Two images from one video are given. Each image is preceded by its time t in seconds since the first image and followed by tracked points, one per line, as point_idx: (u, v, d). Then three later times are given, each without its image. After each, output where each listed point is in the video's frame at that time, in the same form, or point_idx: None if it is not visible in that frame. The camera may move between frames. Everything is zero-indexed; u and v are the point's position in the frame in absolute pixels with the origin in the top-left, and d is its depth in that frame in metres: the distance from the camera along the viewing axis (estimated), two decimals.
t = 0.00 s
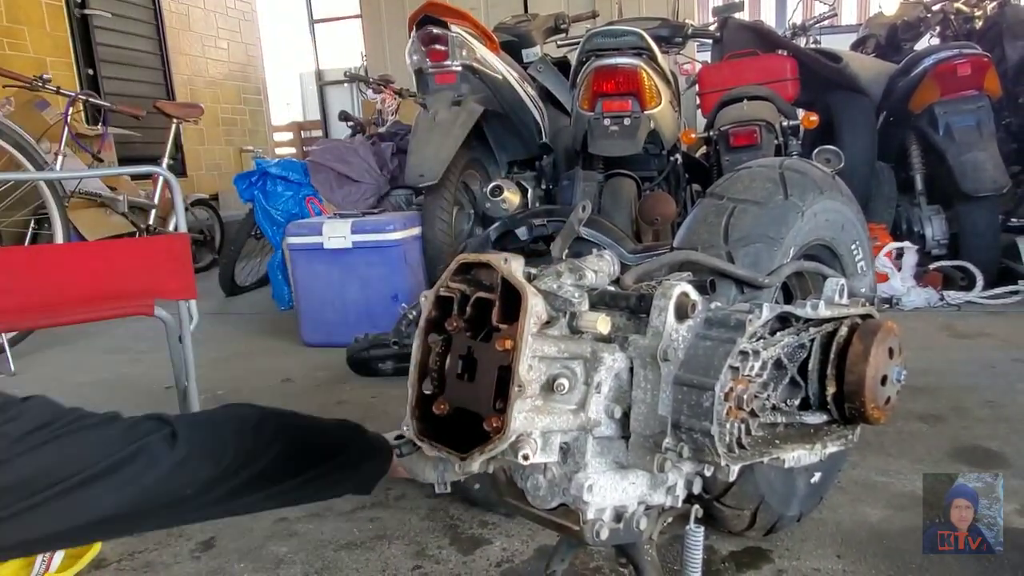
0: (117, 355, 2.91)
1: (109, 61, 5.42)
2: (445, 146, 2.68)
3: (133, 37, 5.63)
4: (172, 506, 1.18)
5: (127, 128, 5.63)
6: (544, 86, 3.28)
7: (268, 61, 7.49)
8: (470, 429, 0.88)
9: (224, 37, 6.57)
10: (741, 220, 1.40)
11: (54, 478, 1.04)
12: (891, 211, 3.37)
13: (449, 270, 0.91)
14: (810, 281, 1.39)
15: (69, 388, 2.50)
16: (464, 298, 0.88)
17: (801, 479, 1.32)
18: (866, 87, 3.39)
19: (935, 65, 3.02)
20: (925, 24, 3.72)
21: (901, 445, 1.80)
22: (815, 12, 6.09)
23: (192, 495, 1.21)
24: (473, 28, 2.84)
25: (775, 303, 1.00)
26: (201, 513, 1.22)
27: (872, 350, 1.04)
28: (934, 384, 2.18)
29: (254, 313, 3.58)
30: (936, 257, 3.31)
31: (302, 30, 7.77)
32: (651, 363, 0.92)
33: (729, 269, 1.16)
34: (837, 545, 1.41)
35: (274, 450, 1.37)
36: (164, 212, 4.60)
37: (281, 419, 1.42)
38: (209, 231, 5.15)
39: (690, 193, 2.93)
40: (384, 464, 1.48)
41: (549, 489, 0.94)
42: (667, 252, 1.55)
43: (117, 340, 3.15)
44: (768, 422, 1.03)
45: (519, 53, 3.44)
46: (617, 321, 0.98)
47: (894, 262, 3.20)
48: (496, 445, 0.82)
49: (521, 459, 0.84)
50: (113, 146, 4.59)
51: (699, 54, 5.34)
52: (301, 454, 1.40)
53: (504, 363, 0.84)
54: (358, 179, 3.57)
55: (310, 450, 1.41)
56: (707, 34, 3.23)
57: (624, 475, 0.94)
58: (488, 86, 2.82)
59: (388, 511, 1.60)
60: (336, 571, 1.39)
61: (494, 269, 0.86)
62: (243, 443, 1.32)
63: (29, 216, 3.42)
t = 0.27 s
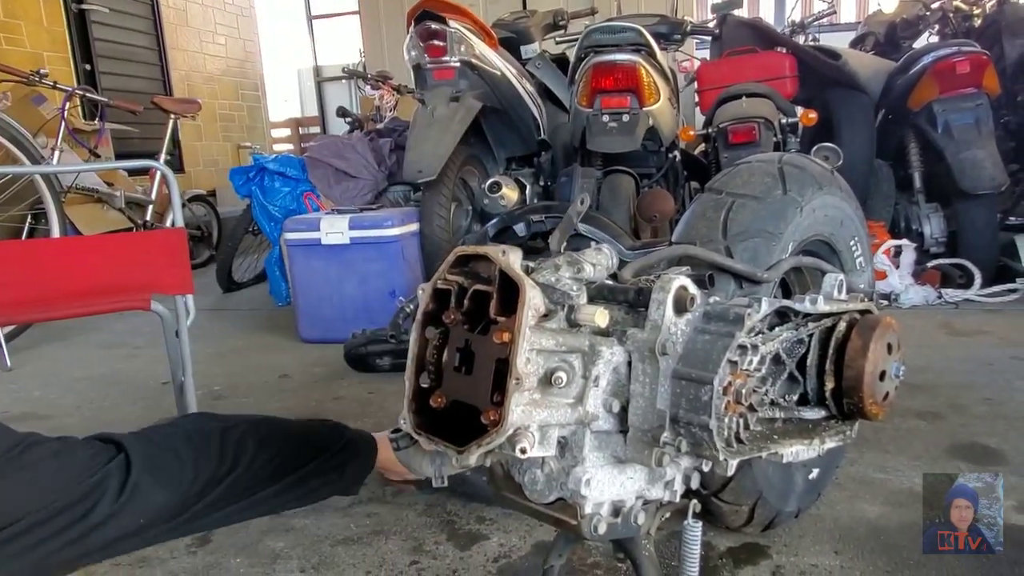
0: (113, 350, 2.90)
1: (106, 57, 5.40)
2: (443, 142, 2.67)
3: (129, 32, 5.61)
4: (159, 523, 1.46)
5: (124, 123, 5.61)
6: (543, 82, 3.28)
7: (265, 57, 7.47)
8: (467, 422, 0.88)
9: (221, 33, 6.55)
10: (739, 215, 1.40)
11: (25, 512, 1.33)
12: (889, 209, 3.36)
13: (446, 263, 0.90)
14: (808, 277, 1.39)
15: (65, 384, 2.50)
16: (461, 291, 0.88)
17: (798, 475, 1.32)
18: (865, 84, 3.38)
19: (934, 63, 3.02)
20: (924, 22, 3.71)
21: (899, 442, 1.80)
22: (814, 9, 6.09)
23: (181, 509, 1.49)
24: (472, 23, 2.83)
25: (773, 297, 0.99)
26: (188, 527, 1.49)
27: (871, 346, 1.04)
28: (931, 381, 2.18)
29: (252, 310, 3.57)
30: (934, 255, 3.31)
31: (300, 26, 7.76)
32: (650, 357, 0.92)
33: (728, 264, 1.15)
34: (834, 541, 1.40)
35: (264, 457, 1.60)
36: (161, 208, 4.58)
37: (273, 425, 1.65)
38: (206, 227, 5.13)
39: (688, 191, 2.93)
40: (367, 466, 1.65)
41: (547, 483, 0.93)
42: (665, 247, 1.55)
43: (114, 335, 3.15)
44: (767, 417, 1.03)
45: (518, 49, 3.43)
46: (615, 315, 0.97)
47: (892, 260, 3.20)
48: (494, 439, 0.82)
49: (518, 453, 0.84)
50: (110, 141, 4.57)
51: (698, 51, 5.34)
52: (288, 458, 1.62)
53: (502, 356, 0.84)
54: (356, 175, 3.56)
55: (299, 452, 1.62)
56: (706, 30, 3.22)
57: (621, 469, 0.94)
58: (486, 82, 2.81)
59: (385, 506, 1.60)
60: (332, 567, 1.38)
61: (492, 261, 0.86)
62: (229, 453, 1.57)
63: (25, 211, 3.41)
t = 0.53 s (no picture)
0: (110, 346, 2.90)
1: (103, 51, 5.39)
2: (441, 139, 2.68)
3: (127, 27, 5.60)
4: (142, 514, 1.33)
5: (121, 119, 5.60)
6: (542, 79, 3.27)
7: (264, 53, 7.45)
8: (464, 418, 0.88)
9: (220, 28, 6.54)
10: (737, 212, 1.40)
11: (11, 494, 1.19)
12: (887, 207, 3.37)
13: (444, 259, 0.90)
14: (806, 274, 1.39)
15: (63, 379, 2.50)
16: (458, 287, 0.88)
17: (795, 472, 1.32)
18: (863, 82, 3.38)
19: (933, 60, 3.02)
20: (923, 19, 3.71)
21: (896, 439, 1.81)
22: (813, 7, 6.09)
23: (162, 504, 1.35)
24: (470, 20, 2.81)
25: (771, 295, 0.99)
26: (167, 529, 1.36)
27: (868, 343, 1.04)
28: (928, 378, 2.18)
29: (250, 306, 3.56)
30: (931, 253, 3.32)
31: (299, 22, 7.75)
32: (647, 353, 0.92)
33: (724, 261, 1.16)
34: (830, 537, 1.41)
35: (253, 453, 1.46)
36: (159, 203, 4.58)
37: (263, 422, 1.52)
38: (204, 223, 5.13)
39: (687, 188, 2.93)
40: (359, 469, 1.52)
41: (544, 480, 0.93)
42: (663, 244, 1.56)
43: (112, 331, 3.15)
44: (763, 414, 1.03)
45: (516, 45, 3.43)
46: (612, 311, 0.97)
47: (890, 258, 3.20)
48: (491, 435, 0.82)
49: (515, 449, 0.84)
50: (108, 136, 4.57)
51: (697, 48, 5.35)
52: (278, 458, 1.48)
53: (498, 352, 0.84)
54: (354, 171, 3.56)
55: (288, 450, 1.49)
56: (705, 28, 3.22)
57: (618, 466, 0.94)
58: (485, 78, 2.79)
59: (383, 503, 1.60)
60: (329, 563, 1.38)
61: (489, 257, 0.86)
62: (215, 449, 1.42)
63: (23, 206, 3.41)
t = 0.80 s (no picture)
0: (108, 341, 2.90)
1: (100, 46, 5.37)
2: (440, 135, 2.67)
3: (125, 22, 5.58)
4: (133, 545, 1.14)
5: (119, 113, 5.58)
6: (541, 75, 3.27)
7: (262, 48, 7.44)
8: (462, 414, 0.88)
9: (218, 24, 6.52)
10: (735, 209, 1.40)
11: None
12: (886, 204, 3.37)
13: (441, 255, 0.90)
14: (804, 271, 1.39)
15: (60, 374, 2.49)
16: (456, 283, 0.88)
17: (792, 469, 1.32)
18: (862, 79, 3.38)
19: (931, 58, 3.03)
20: (922, 17, 3.71)
21: (893, 436, 1.81)
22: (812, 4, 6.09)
23: (157, 531, 1.18)
24: (469, 16, 2.81)
25: (769, 291, 0.99)
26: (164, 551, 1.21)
27: (866, 340, 1.04)
28: (926, 375, 2.18)
29: (248, 301, 3.56)
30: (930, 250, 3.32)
31: (297, 17, 7.74)
32: (644, 350, 0.92)
33: (722, 257, 1.15)
34: (828, 534, 1.41)
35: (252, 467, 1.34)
36: (156, 198, 4.56)
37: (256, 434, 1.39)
38: (202, 218, 5.12)
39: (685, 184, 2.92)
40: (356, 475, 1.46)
41: (541, 476, 0.93)
42: (661, 240, 1.56)
43: (109, 326, 3.14)
44: (760, 411, 1.03)
45: (515, 42, 3.43)
46: (610, 308, 0.97)
47: (888, 256, 3.20)
48: (488, 431, 0.82)
49: (513, 445, 0.84)
50: (105, 132, 4.56)
51: (695, 45, 5.35)
52: (277, 472, 1.37)
53: (496, 348, 0.83)
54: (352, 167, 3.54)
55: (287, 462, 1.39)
56: (704, 24, 3.22)
57: (616, 462, 0.94)
58: (483, 74, 2.79)
59: (380, 498, 1.60)
60: (327, 559, 1.38)
61: (488, 253, 0.85)
62: (211, 469, 1.28)
63: (20, 201, 3.40)
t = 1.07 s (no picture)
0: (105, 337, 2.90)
1: (98, 41, 5.36)
2: (438, 132, 2.67)
3: (123, 17, 5.57)
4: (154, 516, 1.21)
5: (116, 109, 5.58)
6: (540, 71, 3.27)
7: (261, 43, 7.42)
8: (459, 410, 0.88)
9: (216, 19, 6.50)
10: (734, 205, 1.40)
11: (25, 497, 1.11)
12: (884, 202, 3.37)
13: (440, 250, 0.90)
14: (802, 268, 1.39)
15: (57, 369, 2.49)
16: (455, 278, 0.88)
17: (790, 465, 1.33)
18: (861, 76, 3.38)
19: (931, 55, 3.03)
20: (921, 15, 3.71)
21: (891, 433, 1.81)
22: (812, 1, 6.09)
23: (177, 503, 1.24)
24: (468, 11, 2.80)
25: (767, 288, 0.99)
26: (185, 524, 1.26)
27: (864, 337, 1.04)
28: (923, 373, 2.19)
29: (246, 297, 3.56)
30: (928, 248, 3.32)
31: (296, 13, 7.73)
32: (642, 346, 0.92)
33: (721, 254, 1.15)
34: (824, 530, 1.41)
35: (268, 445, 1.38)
36: (154, 193, 4.56)
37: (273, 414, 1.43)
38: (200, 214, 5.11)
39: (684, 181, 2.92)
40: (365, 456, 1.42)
41: (539, 471, 0.93)
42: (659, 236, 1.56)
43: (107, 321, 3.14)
44: (759, 407, 1.03)
45: (514, 38, 3.42)
46: (608, 304, 0.97)
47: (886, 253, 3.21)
48: (486, 426, 0.82)
49: (510, 440, 0.84)
50: (103, 126, 4.55)
51: (695, 41, 5.34)
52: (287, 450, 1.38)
53: (494, 344, 0.83)
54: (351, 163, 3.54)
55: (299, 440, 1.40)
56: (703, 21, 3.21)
57: (613, 458, 0.94)
58: (482, 70, 2.79)
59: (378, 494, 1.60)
60: (324, 554, 1.39)
61: (486, 248, 0.86)
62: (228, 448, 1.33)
63: (17, 196, 3.40)
